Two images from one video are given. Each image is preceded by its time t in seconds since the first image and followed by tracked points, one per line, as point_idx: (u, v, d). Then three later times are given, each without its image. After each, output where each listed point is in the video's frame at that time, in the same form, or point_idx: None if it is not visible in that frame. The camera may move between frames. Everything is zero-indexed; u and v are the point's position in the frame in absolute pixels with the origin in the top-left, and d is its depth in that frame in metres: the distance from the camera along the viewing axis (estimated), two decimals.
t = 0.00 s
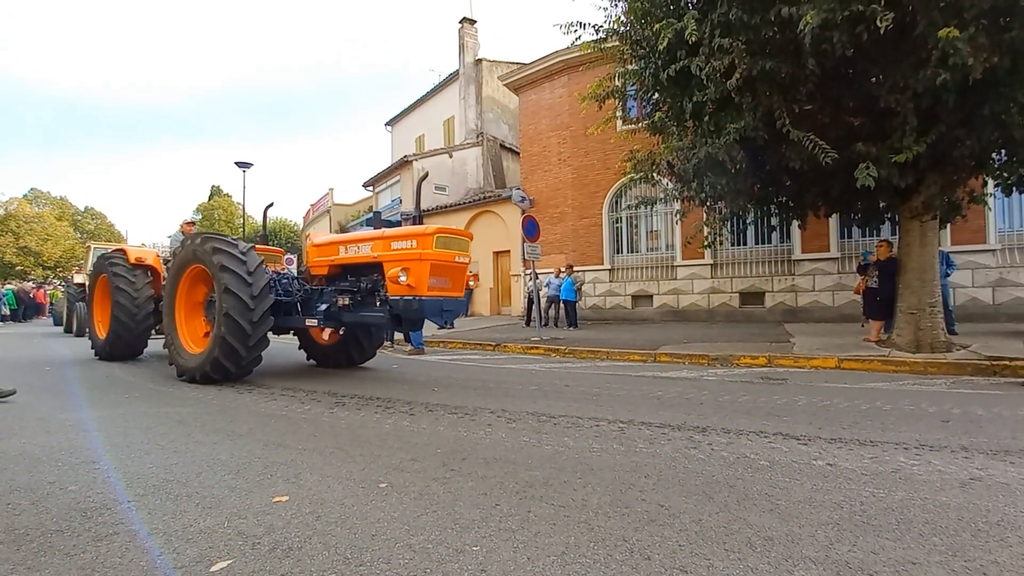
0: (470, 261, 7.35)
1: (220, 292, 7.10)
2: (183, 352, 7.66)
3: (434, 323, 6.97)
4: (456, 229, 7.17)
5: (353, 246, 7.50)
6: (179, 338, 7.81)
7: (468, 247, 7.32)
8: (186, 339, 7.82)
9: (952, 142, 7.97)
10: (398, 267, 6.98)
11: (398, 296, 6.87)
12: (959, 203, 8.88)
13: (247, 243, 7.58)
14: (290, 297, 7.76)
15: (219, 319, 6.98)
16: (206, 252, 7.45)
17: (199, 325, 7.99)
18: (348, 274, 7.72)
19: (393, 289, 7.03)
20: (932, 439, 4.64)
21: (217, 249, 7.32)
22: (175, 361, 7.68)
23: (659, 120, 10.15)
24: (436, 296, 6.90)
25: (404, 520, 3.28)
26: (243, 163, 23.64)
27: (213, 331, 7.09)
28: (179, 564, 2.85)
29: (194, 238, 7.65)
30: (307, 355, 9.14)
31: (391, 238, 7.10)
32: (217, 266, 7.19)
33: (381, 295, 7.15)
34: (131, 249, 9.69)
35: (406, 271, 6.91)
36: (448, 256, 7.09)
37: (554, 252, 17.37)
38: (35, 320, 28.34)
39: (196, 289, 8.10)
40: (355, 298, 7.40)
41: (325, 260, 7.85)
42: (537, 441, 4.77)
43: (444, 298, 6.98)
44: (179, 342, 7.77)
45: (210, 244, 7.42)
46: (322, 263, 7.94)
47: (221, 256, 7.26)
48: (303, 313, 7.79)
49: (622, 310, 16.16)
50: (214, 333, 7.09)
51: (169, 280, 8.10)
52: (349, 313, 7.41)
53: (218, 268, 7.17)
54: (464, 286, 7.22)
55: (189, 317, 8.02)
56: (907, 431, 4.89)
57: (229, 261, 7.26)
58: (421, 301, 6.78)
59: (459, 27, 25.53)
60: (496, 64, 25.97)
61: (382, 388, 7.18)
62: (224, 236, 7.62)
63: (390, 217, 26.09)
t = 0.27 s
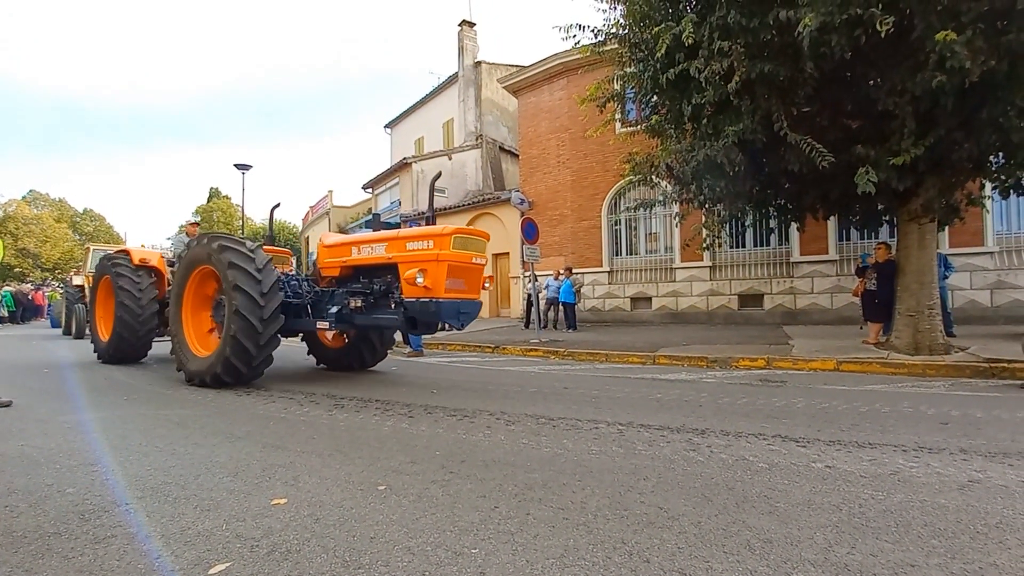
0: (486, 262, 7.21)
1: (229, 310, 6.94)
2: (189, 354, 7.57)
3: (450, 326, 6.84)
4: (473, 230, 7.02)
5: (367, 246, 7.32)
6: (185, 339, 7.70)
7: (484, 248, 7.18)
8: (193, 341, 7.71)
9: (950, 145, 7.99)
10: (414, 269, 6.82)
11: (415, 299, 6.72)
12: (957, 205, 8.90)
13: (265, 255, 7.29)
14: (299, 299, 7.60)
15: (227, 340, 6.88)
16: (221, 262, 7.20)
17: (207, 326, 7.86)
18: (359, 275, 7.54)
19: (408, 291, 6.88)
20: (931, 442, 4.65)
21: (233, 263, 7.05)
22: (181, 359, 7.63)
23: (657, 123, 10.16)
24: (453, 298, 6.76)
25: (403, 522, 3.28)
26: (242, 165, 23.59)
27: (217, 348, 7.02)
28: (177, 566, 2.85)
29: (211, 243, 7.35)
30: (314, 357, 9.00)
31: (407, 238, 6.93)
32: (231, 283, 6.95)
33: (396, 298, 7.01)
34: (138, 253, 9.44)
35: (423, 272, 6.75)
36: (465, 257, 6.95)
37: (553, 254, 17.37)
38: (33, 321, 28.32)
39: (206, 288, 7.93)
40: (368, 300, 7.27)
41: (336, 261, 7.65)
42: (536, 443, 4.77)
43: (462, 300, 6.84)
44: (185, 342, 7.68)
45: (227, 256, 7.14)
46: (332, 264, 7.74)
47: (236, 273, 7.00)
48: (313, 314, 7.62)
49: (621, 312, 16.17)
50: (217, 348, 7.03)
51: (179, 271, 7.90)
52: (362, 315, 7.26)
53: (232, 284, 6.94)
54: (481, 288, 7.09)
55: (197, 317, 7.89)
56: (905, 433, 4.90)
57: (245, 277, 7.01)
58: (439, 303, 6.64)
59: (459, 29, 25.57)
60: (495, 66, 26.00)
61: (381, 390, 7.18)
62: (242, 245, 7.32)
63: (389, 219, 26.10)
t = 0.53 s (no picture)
0: (505, 263, 7.01)
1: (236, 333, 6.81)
2: (193, 352, 7.47)
3: (469, 328, 6.63)
4: (493, 229, 6.82)
5: (382, 246, 7.11)
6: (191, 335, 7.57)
7: (504, 248, 6.99)
8: (199, 338, 7.58)
9: (949, 148, 8.01)
10: (433, 270, 6.61)
11: (435, 300, 6.52)
12: (957, 208, 8.91)
13: (282, 275, 7.01)
14: (310, 301, 7.40)
15: (229, 362, 6.80)
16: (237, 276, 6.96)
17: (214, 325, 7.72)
18: (374, 277, 7.33)
19: (426, 293, 6.67)
20: (931, 445, 4.65)
21: (249, 282, 6.79)
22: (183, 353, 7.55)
23: (657, 126, 10.18)
24: (473, 300, 6.56)
25: (402, 525, 3.28)
26: (242, 167, 23.58)
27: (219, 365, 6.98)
28: (175, 569, 2.85)
29: (231, 254, 7.05)
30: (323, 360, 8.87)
31: (426, 239, 6.74)
32: (244, 305, 6.74)
33: (412, 299, 6.79)
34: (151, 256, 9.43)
35: (442, 273, 6.54)
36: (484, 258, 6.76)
37: (552, 257, 17.37)
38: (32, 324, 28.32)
39: (218, 284, 7.74)
40: (382, 302, 7.06)
41: (350, 262, 7.45)
42: (536, 446, 4.77)
43: (481, 302, 6.64)
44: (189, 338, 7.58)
45: (244, 273, 6.87)
46: (346, 266, 7.53)
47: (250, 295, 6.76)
48: (325, 317, 7.42)
49: (621, 315, 16.17)
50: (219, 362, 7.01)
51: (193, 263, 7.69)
52: (376, 317, 7.05)
53: (245, 306, 6.73)
54: (499, 290, 6.89)
55: (206, 311, 7.75)
56: (905, 437, 4.90)
57: (259, 299, 6.78)
58: (459, 305, 6.43)
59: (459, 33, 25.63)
60: (495, 69, 26.05)
61: (381, 393, 7.18)
62: (261, 259, 7.03)
63: (389, 221, 26.11)
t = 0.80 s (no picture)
0: (524, 263, 6.80)
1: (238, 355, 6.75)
2: (198, 348, 7.40)
3: (489, 331, 6.43)
4: (513, 229, 6.59)
5: (397, 247, 6.87)
6: (198, 330, 7.45)
7: (523, 248, 6.77)
8: (205, 334, 7.47)
9: (947, 152, 8.02)
10: (451, 271, 6.39)
11: (455, 303, 6.31)
12: (955, 212, 8.93)
13: (298, 299, 6.73)
14: (322, 303, 7.20)
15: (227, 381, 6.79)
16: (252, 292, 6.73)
17: (223, 323, 7.60)
18: (389, 278, 7.11)
19: (445, 295, 6.44)
20: (930, 448, 4.65)
21: (263, 307, 6.54)
22: (189, 344, 7.53)
23: (656, 129, 10.20)
24: (493, 303, 6.35)
25: (401, 528, 3.28)
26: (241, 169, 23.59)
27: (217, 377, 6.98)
28: (174, 572, 2.85)
29: (250, 269, 6.75)
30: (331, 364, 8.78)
31: (444, 239, 6.49)
32: (254, 328, 6.56)
33: (429, 301, 6.56)
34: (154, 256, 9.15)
35: (462, 275, 6.32)
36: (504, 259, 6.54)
37: (552, 259, 17.38)
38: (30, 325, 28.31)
39: (230, 282, 7.54)
40: (397, 304, 6.85)
41: (363, 263, 7.21)
42: (535, 449, 4.77)
43: (502, 304, 6.44)
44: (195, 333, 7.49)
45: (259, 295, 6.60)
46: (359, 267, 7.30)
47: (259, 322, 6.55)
48: (337, 320, 7.22)
49: (620, 318, 16.17)
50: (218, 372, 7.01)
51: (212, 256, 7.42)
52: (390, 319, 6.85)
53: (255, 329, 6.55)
54: (519, 291, 6.68)
55: (213, 305, 7.58)
56: (904, 440, 4.90)
57: (269, 324, 6.57)
58: (479, 308, 6.22)
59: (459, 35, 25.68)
60: (495, 72, 26.09)
61: (380, 395, 7.17)
62: (279, 278, 6.73)
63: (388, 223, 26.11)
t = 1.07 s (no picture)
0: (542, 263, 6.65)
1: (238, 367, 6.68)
2: (200, 341, 7.27)
3: (507, 332, 6.28)
4: (532, 229, 6.44)
5: (412, 246, 6.72)
6: (203, 321, 7.27)
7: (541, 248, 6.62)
8: (210, 329, 7.31)
9: (943, 155, 8.05)
10: (469, 271, 6.26)
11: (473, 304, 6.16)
12: (951, 214, 8.96)
13: (308, 325, 6.51)
14: (332, 303, 7.06)
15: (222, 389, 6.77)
16: (262, 309, 6.51)
17: (230, 316, 7.41)
18: (401, 278, 6.98)
19: (462, 295, 6.29)
20: (925, 450, 4.67)
21: (272, 330, 6.35)
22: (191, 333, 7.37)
23: (653, 131, 10.23)
24: (511, 303, 6.21)
25: (397, 530, 3.28)
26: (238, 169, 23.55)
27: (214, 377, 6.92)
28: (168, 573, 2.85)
29: (263, 288, 6.46)
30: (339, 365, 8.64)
31: (461, 238, 6.39)
32: (259, 349, 6.43)
33: (444, 301, 6.41)
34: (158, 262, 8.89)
35: (480, 275, 6.16)
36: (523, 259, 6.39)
37: (549, 260, 17.39)
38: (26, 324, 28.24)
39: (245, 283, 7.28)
40: (410, 304, 6.73)
41: (375, 263, 7.08)
42: (531, 450, 4.77)
43: (520, 305, 6.30)
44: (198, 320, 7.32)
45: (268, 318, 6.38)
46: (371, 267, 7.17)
47: (265, 348, 6.40)
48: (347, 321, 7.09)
49: (617, 319, 16.18)
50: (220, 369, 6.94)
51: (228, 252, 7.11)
52: (403, 320, 6.74)
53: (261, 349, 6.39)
54: (536, 292, 6.55)
55: (223, 296, 7.38)
56: (899, 442, 4.91)
57: (275, 346, 6.40)
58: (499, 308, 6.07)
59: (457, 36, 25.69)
60: (493, 73, 26.12)
61: (377, 396, 7.16)
62: (291, 301, 6.46)
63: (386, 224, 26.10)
